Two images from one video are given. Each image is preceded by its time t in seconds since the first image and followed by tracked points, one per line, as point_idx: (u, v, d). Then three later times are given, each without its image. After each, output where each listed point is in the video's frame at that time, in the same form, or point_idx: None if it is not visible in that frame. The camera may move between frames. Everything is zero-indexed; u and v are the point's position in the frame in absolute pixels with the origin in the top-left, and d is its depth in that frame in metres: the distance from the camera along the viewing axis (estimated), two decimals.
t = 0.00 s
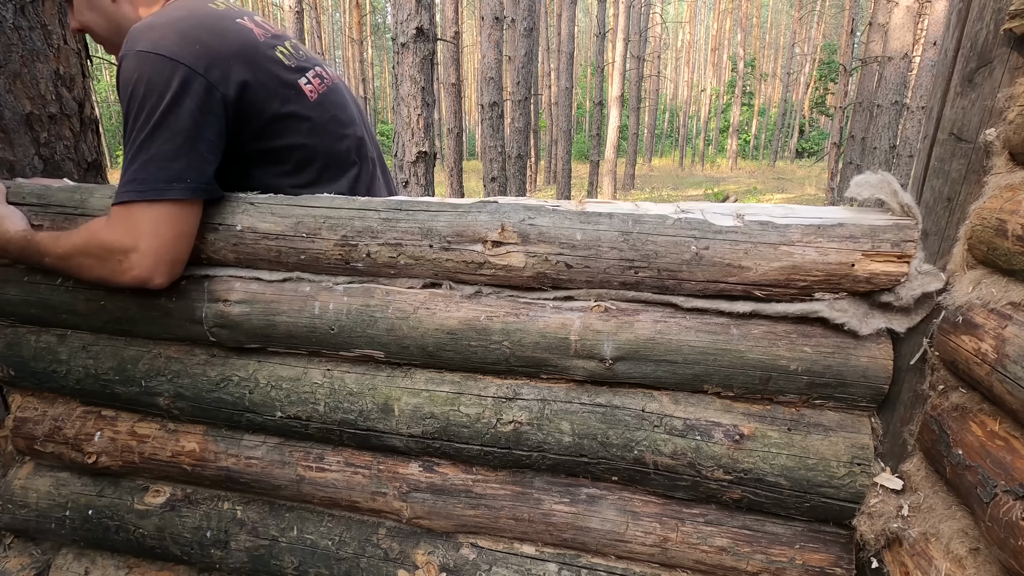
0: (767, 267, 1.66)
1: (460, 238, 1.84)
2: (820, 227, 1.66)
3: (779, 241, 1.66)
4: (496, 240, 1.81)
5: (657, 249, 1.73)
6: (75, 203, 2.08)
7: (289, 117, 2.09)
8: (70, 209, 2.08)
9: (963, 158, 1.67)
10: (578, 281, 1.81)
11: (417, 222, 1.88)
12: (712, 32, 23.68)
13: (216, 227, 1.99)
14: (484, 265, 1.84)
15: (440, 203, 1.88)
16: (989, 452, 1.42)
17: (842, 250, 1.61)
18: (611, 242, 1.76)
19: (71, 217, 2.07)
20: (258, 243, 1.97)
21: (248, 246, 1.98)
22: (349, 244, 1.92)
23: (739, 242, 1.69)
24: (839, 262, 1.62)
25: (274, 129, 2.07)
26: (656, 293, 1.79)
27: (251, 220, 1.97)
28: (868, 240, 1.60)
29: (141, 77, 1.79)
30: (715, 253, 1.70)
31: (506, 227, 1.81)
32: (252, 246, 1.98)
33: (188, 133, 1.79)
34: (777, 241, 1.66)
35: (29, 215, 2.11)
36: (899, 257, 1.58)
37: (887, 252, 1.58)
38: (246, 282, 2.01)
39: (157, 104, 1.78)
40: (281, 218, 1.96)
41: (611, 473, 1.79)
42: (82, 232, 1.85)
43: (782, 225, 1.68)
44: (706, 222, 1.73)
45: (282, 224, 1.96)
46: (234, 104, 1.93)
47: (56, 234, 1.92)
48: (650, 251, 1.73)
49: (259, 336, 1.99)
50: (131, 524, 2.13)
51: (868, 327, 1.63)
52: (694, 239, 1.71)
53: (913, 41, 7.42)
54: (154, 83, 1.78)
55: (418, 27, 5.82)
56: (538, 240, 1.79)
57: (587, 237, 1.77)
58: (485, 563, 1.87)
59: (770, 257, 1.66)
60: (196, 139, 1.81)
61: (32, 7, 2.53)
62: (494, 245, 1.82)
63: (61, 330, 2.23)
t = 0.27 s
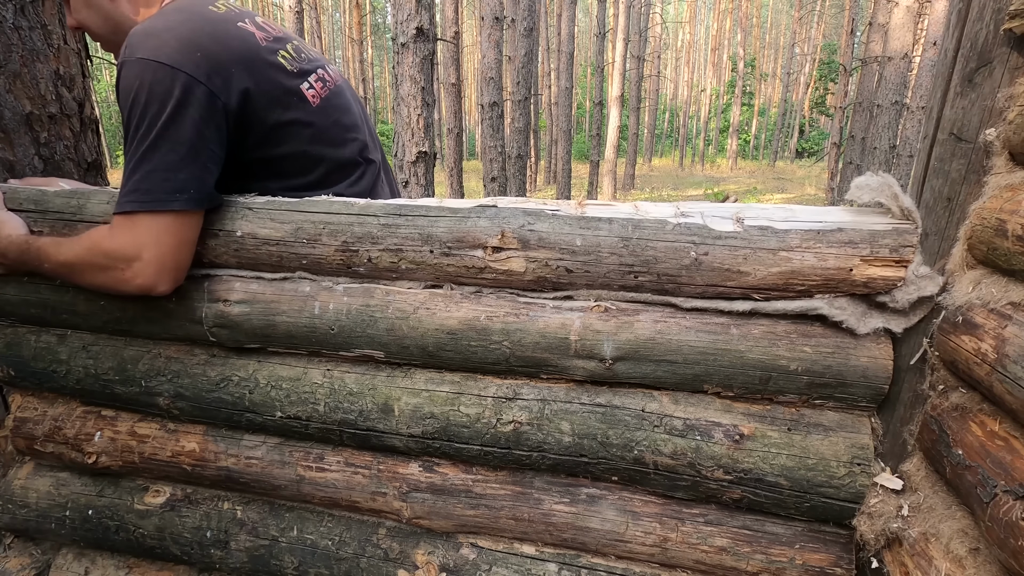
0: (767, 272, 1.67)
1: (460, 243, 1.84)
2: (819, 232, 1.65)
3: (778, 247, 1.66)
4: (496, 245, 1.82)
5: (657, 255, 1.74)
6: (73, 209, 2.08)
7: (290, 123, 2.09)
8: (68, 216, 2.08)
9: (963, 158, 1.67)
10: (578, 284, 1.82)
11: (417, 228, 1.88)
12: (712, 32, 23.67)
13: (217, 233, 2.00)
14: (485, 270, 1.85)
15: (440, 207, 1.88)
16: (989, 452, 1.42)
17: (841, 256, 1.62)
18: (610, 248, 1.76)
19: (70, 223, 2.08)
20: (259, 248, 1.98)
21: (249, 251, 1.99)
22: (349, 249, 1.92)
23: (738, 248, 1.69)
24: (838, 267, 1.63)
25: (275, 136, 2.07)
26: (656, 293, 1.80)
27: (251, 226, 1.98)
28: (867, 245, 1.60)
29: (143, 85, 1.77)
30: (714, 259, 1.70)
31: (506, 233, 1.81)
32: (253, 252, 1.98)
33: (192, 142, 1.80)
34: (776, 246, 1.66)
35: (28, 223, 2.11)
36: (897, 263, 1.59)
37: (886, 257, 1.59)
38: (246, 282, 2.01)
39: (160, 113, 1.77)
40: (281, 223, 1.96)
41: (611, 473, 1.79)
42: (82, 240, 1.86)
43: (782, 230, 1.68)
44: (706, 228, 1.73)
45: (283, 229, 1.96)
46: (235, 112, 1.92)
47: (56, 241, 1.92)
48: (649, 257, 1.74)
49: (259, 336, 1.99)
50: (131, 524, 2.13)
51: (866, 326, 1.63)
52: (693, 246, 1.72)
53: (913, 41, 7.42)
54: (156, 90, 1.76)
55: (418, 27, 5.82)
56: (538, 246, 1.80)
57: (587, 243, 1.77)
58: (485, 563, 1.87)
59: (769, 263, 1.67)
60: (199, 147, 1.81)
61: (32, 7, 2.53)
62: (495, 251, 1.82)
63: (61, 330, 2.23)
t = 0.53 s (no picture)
0: (767, 270, 1.67)
1: (460, 241, 1.84)
2: (819, 230, 1.65)
3: (779, 244, 1.66)
4: (496, 243, 1.81)
5: (657, 252, 1.73)
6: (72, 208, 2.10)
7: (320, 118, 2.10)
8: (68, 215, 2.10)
9: (963, 158, 1.67)
10: (578, 283, 1.82)
11: (417, 226, 1.87)
12: (712, 32, 23.67)
13: (217, 231, 2.01)
14: (485, 268, 1.84)
15: (440, 206, 1.87)
16: (989, 452, 1.42)
17: (842, 253, 1.62)
18: (610, 246, 1.76)
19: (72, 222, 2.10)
20: (259, 247, 1.98)
21: (249, 250, 1.99)
22: (349, 248, 1.92)
23: (739, 246, 1.69)
24: (839, 265, 1.62)
25: (303, 129, 2.09)
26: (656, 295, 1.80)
27: (251, 224, 1.97)
28: (868, 243, 1.60)
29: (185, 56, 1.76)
30: (715, 255, 1.70)
31: (506, 230, 1.81)
32: (252, 250, 1.99)
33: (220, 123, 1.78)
34: (777, 245, 1.66)
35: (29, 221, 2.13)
36: (899, 260, 1.58)
37: (887, 255, 1.59)
38: (246, 282, 2.01)
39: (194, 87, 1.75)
40: (281, 221, 1.96)
41: (611, 473, 1.79)
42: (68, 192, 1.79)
43: (782, 228, 1.68)
44: (706, 225, 1.73)
45: (282, 228, 1.96)
46: (269, 96, 1.93)
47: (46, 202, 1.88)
48: (649, 254, 1.74)
49: (259, 336, 1.99)
50: (131, 524, 2.13)
51: (867, 330, 1.64)
52: (693, 243, 1.72)
53: (913, 41, 7.41)
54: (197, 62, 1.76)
55: (418, 27, 5.82)
56: (538, 244, 1.80)
57: (587, 241, 1.77)
58: (485, 563, 1.87)
59: (769, 261, 1.67)
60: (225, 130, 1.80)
61: (32, 7, 2.53)
62: (494, 249, 1.82)
63: (61, 330, 2.23)
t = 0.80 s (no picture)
0: (767, 268, 1.67)
1: (459, 240, 1.84)
2: (819, 229, 1.66)
3: (779, 243, 1.66)
4: (496, 242, 1.82)
5: (657, 250, 1.73)
6: (76, 207, 2.13)
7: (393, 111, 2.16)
8: (72, 214, 2.13)
9: (963, 158, 1.67)
10: (578, 282, 1.82)
11: (417, 224, 1.88)
12: (712, 32, 23.66)
13: (218, 229, 2.01)
14: (484, 267, 1.84)
15: (441, 205, 1.89)
16: (989, 452, 1.42)
17: (842, 251, 1.61)
18: (610, 245, 1.76)
19: (74, 220, 2.13)
20: (258, 245, 1.98)
21: (248, 248, 1.99)
22: (349, 246, 1.92)
23: (739, 245, 1.69)
24: (840, 263, 1.62)
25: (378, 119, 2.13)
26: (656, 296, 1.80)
27: (252, 222, 1.98)
28: (868, 241, 1.60)
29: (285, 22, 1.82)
30: (715, 254, 1.70)
31: (506, 229, 1.81)
32: (252, 248, 1.99)
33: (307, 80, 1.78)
34: (777, 242, 1.67)
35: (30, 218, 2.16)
36: (899, 259, 1.58)
37: (887, 253, 1.58)
38: (246, 282, 2.01)
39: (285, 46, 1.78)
40: (281, 220, 1.97)
41: (611, 473, 1.79)
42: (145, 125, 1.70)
43: (782, 226, 1.69)
44: (706, 224, 1.74)
45: (282, 226, 1.96)
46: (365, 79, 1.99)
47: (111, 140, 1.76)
48: (650, 252, 1.74)
49: (259, 336, 1.99)
50: (131, 524, 2.13)
51: (869, 331, 1.63)
52: (693, 242, 1.72)
53: (913, 41, 7.41)
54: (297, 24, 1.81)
55: (418, 27, 5.81)
56: (538, 243, 1.80)
57: (587, 240, 1.78)
58: (485, 563, 1.87)
59: (769, 259, 1.66)
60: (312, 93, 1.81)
61: (32, 7, 2.53)
62: (494, 248, 1.82)
63: (61, 330, 2.23)
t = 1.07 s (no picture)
0: (767, 269, 1.67)
1: (459, 239, 1.84)
2: (820, 229, 1.66)
3: (779, 243, 1.66)
4: (496, 242, 1.82)
5: (657, 251, 1.73)
6: (75, 207, 2.13)
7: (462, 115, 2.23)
8: (71, 214, 2.13)
9: (963, 158, 1.67)
10: (578, 282, 1.82)
11: (417, 224, 1.88)
12: (712, 32, 23.67)
13: (218, 229, 2.02)
14: (484, 267, 1.84)
15: (440, 205, 1.88)
16: (989, 452, 1.42)
17: (842, 251, 1.62)
18: (610, 245, 1.76)
19: (73, 220, 2.13)
20: (258, 245, 1.99)
21: (247, 248, 2.00)
22: (349, 246, 1.92)
23: (739, 245, 1.69)
24: (840, 263, 1.62)
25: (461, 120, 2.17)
26: (656, 296, 1.80)
27: (252, 222, 1.98)
28: (868, 241, 1.60)
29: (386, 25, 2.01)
30: (715, 255, 1.70)
31: (506, 228, 1.81)
32: (252, 248, 1.99)
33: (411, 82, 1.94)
34: (777, 242, 1.67)
35: (29, 218, 2.17)
36: (899, 259, 1.58)
37: (887, 253, 1.58)
38: (246, 282, 2.01)
39: (385, 49, 1.96)
40: (281, 220, 1.97)
41: (611, 473, 1.79)
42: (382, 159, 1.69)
43: (783, 227, 1.69)
44: (705, 224, 1.74)
45: (282, 226, 1.97)
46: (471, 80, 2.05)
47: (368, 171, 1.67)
48: (649, 252, 1.74)
49: (259, 336, 1.99)
50: (131, 524, 2.13)
51: (869, 331, 1.63)
52: (693, 242, 1.72)
53: (913, 41, 7.42)
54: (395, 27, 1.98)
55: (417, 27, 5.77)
56: (538, 243, 1.80)
57: (587, 240, 1.78)
58: (485, 563, 1.87)
59: (769, 259, 1.67)
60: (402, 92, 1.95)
61: (32, 7, 2.53)
62: (494, 248, 1.82)
63: (61, 330, 2.23)
